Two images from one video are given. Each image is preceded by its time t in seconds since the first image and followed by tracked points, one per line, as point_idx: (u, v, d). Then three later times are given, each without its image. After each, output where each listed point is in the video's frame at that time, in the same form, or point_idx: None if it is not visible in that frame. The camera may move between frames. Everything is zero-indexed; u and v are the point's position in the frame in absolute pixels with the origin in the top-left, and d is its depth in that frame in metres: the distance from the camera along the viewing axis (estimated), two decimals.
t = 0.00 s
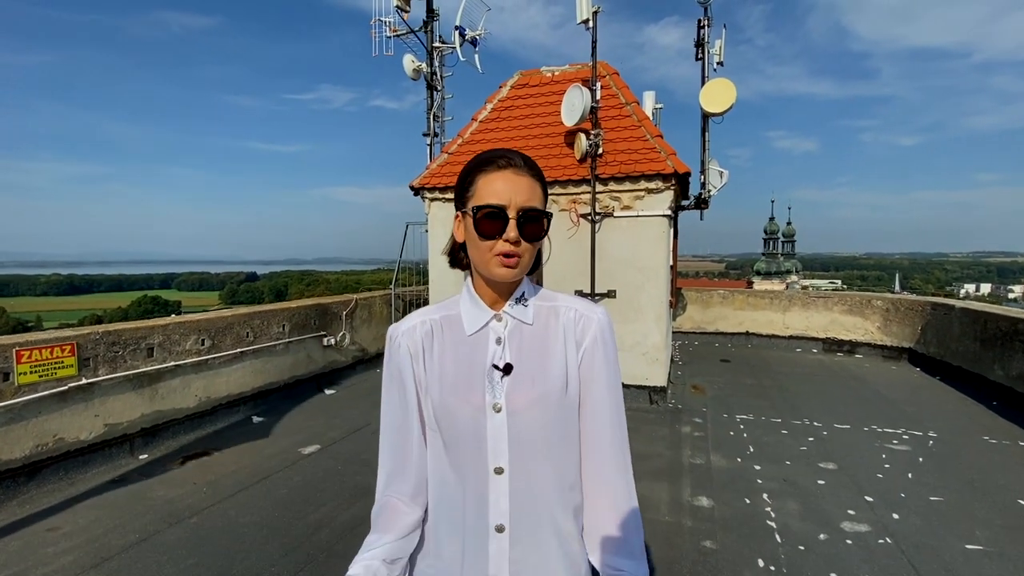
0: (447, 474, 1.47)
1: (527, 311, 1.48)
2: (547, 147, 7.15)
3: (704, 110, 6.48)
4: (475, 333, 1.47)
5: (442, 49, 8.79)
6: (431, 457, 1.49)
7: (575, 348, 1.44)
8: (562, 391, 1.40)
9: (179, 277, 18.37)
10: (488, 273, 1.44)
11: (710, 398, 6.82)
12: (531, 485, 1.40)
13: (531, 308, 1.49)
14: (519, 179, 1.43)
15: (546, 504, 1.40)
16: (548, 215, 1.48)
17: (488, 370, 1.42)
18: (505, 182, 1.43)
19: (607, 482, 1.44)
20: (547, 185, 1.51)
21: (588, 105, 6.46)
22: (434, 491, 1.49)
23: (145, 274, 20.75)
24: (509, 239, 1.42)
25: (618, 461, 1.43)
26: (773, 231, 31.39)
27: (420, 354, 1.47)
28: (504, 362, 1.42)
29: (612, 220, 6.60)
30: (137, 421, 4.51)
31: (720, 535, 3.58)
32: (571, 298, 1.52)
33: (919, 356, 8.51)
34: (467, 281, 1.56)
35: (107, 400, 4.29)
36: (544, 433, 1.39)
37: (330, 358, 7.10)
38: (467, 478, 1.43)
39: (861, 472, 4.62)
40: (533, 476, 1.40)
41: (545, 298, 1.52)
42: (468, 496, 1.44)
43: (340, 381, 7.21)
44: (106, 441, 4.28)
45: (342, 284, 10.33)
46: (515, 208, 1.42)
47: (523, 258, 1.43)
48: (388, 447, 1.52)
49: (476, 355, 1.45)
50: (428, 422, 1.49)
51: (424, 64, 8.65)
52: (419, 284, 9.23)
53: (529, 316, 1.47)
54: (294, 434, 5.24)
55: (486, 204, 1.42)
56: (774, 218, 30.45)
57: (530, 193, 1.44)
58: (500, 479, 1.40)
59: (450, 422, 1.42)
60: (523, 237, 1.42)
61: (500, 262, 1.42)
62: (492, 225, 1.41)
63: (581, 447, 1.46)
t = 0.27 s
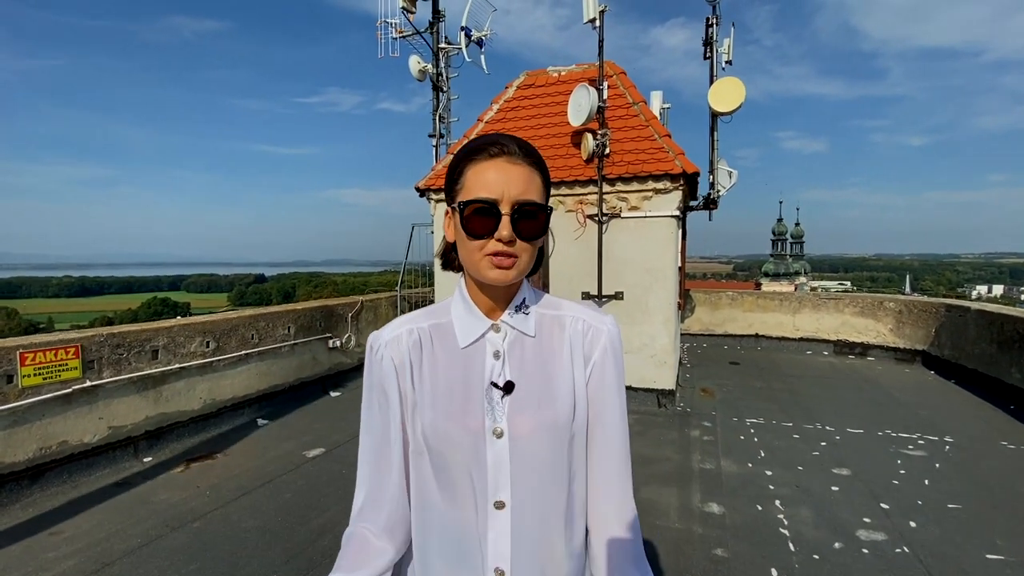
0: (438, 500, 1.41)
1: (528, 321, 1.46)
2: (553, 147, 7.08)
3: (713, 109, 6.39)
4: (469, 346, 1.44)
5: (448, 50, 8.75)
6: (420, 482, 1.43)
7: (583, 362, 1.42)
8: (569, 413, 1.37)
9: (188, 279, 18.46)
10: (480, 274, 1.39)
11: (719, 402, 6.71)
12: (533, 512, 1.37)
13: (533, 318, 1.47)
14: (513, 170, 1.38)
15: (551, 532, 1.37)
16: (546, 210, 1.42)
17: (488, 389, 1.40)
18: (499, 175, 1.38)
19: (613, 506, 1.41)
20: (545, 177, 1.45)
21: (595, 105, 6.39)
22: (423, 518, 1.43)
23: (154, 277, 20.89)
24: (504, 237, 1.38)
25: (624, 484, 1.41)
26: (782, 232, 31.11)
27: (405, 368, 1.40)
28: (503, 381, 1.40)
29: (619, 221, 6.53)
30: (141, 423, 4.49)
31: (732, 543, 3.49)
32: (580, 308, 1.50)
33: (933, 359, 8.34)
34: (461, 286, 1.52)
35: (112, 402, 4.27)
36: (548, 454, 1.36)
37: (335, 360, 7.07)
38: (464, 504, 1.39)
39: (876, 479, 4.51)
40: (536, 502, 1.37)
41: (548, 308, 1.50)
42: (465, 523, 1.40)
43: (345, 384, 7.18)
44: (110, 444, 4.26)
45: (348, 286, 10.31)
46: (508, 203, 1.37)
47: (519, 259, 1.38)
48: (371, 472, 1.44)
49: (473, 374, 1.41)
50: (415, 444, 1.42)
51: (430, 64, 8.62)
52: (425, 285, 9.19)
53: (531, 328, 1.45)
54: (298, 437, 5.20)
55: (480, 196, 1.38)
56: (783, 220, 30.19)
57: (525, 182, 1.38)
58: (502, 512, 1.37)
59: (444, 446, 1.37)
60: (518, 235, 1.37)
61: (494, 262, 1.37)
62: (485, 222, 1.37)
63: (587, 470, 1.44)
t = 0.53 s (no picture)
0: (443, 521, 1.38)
1: (542, 331, 1.44)
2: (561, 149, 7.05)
3: (722, 109, 6.33)
4: (477, 356, 1.42)
5: (455, 53, 8.76)
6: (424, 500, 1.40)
7: (599, 376, 1.41)
8: (584, 434, 1.35)
9: (198, 282, 18.61)
10: (490, 278, 1.37)
11: (729, 405, 6.63)
12: (544, 533, 1.35)
13: (546, 328, 1.45)
14: (522, 166, 1.36)
15: (563, 554, 1.35)
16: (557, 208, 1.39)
17: (498, 405, 1.38)
18: (508, 173, 1.35)
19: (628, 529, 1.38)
20: (555, 173, 1.41)
21: (603, 106, 6.36)
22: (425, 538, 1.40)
23: (165, 280, 21.11)
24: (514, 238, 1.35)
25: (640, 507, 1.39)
26: (791, 233, 30.83)
27: (409, 379, 1.38)
28: (515, 397, 1.38)
29: (628, 223, 6.48)
30: (149, 426, 4.51)
31: (744, 550, 3.42)
32: (601, 317, 1.48)
33: (948, 361, 8.20)
34: (471, 291, 1.50)
35: (120, 405, 4.29)
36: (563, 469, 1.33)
37: (343, 363, 7.08)
38: (471, 525, 1.36)
39: (891, 484, 4.41)
40: (548, 523, 1.35)
41: (564, 317, 1.48)
42: (472, 546, 1.36)
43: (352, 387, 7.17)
44: (119, 447, 4.28)
45: (356, 289, 10.33)
46: (518, 202, 1.35)
47: (530, 260, 1.36)
48: (372, 489, 1.41)
49: (483, 389, 1.40)
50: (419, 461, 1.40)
51: (437, 67, 8.63)
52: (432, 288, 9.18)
53: (545, 339, 1.43)
54: (306, 440, 5.19)
55: (489, 195, 1.36)
56: (792, 221, 29.93)
57: (534, 180, 1.36)
58: (513, 535, 1.35)
59: (452, 465, 1.34)
60: (528, 236, 1.34)
61: (506, 263, 1.35)
62: (494, 224, 1.35)
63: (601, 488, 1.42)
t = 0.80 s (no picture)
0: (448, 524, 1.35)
1: (548, 337, 1.42)
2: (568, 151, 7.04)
3: (730, 110, 6.27)
4: (484, 358, 1.40)
5: (462, 56, 8.78)
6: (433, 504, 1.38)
7: (604, 382, 1.40)
8: (588, 441, 1.34)
9: (210, 285, 18.82)
10: (495, 281, 1.36)
11: (739, 408, 6.56)
12: (547, 538, 1.35)
13: (553, 333, 1.44)
14: (529, 170, 1.35)
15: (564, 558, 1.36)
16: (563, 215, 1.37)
17: (505, 408, 1.36)
18: (515, 180, 1.34)
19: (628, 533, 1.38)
20: (564, 180, 1.40)
21: (610, 107, 6.34)
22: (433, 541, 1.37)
23: (178, 283, 21.37)
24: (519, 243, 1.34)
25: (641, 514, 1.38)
26: (802, 234, 30.51)
27: (420, 381, 1.35)
28: (522, 401, 1.36)
29: (635, 225, 6.44)
30: (159, 429, 4.55)
31: (755, 556, 3.37)
32: (607, 325, 1.46)
33: (964, 364, 8.05)
34: (478, 294, 1.48)
35: (131, 408, 4.33)
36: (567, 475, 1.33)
37: (351, 365, 7.10)
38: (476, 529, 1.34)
39: (905, 489, 4.33)
40: (551, 527, 1.35)
41: (570, 322, 1.47)
42: (477, 549, 1.35)
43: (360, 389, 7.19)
44: (130, 449, 4.32)
45: (365, 291, 10.38)
46: (523, 208, 1.33)
47: (533, 264, 1.34)
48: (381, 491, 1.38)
49: (491, 391, 1.37)
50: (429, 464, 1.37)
51: (444, 70, 8.65)
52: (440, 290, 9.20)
53: (551, 344, 1.42)
54: (314, 442, 5.21)
55: (495, 199, 1.35)
56: (803, 222, 29.64)
57: (540, 185, 1.35)
58: (517, 538, 1.35)
59: (460, 468, 1.32)
60: (532, 242, 1.33)
61: (509, 267, 1.34)
62: (498, 229, 1.34)
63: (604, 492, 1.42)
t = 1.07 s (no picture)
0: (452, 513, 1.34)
1: (550, 332, 1.42)
2: (575, 153, 7.03)
3: (739, 110, 6.23)
4: (490, 352, 1.39)
5: (469, 59, 8.81)
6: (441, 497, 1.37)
7: (601, 376, 1.39)
8: (588, 431, 1.33)
9: (223, 287, 19.08)
10: (499, 269, 1.35)
11: (750, 411, 6.49)
12: (549, 526, 1.34)
13: (554, 328, 1.43)
14: (538, 170, 1.36)
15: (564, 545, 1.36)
16: (569, 210, 1.37)
17: (508, 399, 1.36)
18: (521, 174, 1.35)
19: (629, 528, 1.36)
20: (570, 180, 1.41)
21: (617, 108, 6.32)
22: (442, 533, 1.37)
23: (192, 285, 21.68)
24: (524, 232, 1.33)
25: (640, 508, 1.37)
26: (815, 234, 30.15)
27: (431, 376, 1.35)
28: (525, 393, 1.36)
29: (643, 226, 6.41)
30: (171, 430, 4.61)
31: (765, 560, 3.33)
32: (601, 321, 1.46)
33: (980, 366, 7.90)
34: (483, 290, 1.48)
35: (144, 409, 4.39)
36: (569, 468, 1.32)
37: (360, 367, 7.14)
38: (479, 520, 1.33)
39: (919, 494, 4.25)
40: (553, 515, 1.35)
41: (570, 318, 1.46)
42: (481, 539, 1.33)
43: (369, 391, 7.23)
44: (142, 449, 4.38)
45: (374, 293, 10.44)
46: (529, 200, 1.33)
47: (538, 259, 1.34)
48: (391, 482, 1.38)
49: (496, 383, 1.37)
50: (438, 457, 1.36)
51: (452, 73, 8.69)
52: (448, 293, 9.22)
53: (552, 339, 1.41)
54: (323, 443, 5.24)
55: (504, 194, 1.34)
56: (815, 222, 29.30)
57: (548, 183, 1.36)
58: (520, 523, 1.34)
59: (467, 458, 1.32)
60: (538, 231, 1.33)
61: (516, 261, 1.33)
62: (504, 218, 1.33)
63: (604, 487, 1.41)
